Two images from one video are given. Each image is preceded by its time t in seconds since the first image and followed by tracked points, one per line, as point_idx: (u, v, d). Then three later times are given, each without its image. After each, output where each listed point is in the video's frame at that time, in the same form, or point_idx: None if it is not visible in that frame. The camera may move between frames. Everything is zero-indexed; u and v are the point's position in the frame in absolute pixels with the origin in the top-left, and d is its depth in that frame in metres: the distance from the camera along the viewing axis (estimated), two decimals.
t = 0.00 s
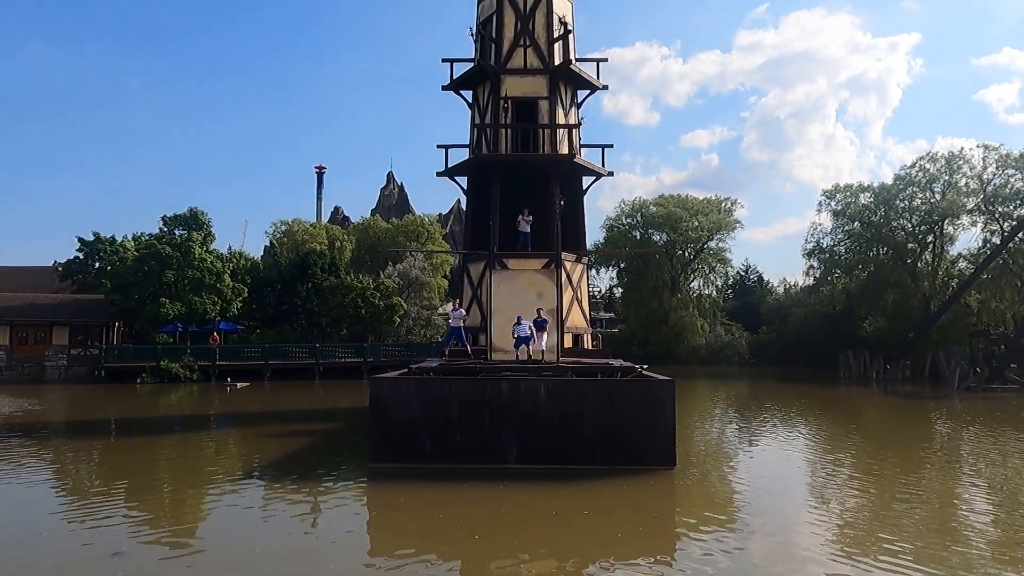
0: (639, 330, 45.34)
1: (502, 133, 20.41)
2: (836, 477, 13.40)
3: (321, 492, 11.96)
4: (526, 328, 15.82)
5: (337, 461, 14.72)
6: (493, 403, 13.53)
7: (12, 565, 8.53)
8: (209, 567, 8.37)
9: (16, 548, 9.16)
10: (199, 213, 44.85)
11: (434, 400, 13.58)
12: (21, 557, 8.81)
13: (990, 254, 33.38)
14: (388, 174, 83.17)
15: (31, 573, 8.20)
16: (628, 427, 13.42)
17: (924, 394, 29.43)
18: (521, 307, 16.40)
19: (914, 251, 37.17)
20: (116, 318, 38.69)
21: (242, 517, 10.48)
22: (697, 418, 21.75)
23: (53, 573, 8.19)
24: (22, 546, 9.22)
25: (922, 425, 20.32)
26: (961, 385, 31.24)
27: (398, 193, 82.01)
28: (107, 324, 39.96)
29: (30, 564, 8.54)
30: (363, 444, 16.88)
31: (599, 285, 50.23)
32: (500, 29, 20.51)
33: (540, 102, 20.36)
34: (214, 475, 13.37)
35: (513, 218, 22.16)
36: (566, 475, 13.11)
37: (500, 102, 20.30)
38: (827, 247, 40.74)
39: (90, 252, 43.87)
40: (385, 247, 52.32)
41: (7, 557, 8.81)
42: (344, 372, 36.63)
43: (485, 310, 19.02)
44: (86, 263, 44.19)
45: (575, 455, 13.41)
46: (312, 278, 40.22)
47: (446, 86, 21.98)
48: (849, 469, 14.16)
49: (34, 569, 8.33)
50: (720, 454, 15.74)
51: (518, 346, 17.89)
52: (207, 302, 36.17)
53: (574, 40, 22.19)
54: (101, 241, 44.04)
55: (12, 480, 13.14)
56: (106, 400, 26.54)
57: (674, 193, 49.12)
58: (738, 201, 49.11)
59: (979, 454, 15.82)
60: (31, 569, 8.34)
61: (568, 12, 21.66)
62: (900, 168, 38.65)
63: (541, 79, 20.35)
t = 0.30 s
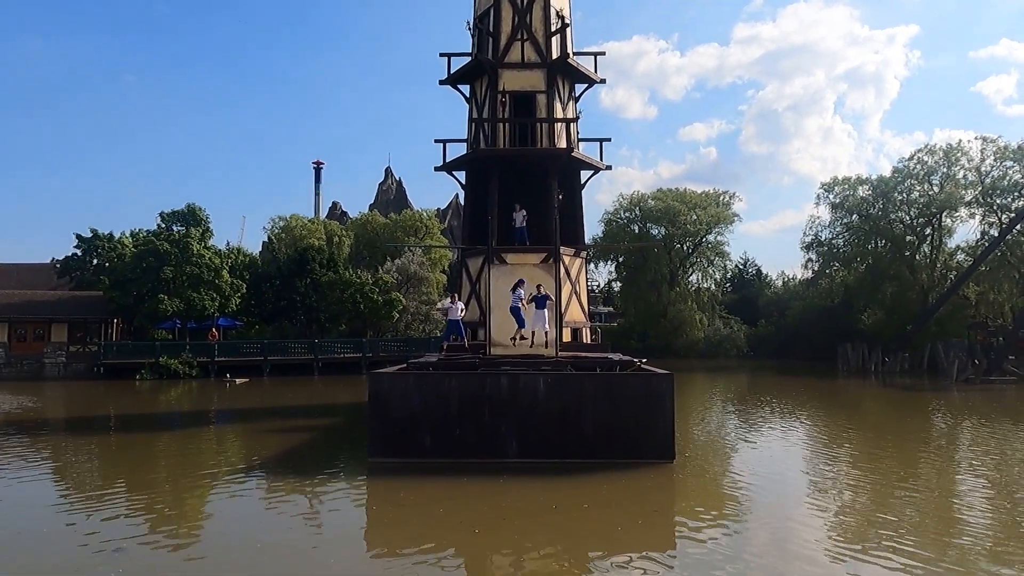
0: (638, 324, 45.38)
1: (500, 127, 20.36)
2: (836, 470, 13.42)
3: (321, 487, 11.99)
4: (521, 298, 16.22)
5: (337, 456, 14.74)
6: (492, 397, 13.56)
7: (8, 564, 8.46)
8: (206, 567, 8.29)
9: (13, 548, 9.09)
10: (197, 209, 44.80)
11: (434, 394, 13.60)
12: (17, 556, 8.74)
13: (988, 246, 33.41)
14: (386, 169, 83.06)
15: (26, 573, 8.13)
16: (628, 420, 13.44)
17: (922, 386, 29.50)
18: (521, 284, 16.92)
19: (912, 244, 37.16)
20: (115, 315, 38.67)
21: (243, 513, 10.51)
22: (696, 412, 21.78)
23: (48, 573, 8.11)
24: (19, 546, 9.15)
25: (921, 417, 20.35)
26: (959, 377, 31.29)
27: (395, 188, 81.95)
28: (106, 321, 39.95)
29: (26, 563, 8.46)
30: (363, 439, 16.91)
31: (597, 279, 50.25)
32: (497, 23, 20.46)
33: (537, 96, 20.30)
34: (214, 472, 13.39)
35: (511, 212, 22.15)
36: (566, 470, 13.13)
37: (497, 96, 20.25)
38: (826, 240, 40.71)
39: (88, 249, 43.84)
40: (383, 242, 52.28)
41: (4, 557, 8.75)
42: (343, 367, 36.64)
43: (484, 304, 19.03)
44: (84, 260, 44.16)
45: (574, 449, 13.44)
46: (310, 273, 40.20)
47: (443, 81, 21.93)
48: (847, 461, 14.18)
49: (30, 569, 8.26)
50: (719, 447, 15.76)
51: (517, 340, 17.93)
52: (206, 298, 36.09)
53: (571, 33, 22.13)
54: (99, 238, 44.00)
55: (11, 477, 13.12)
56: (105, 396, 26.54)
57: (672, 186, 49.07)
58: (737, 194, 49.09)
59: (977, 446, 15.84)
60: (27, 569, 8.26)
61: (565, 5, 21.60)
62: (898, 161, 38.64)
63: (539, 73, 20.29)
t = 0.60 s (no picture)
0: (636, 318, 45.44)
1: (498, 122, 20.32)
2: (834, 463, 13.46)
3: (320, 482, 12.00)
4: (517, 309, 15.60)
5: (337, 451, 14.76)
6: (492, 391, 13.57)
7: (5, 562, 8.42)
8: (200, 565, 8.21)
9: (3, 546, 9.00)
10: (195, 205, 44.78)
11: (433, 388, 13.60)
12: (7, 555, 8.66)
13: (987, 239, 33.45)
14: (384, 163, 82.97)
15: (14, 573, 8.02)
16: (628, 414, 13.46)
17: (920, 379, 29.56)
18: (514, 287, 16.09)
19: (911, 237, 37.19)
20: (113, 310, 38.67)
21: (241, 508, 10.52)
22: (695, 405, 21.81)
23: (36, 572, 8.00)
24: (9, 544, 9.06)
25: (920, 411, 20.41)
26: (957, 370, 31.33)
27: (394, 183, 81.87)
28: (105, 317, 39.93)
29: (15, 563, 8.37)
30: (362, 434, 16.93)
31: (596, 274, 50.23)
32: (495, 17, 20.41)
33: (536, 90, 20.26)
34: (214, 466, 13.41)
35: (509, 206, 22.12)
36: (565, 463, 13.17)
37: (496, 91, 20.21)
38: (824, 234, 40.66)
39: (86, 244, 43.82)
40: (382, 237, 52.26)
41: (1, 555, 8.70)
42: (342, 362, 36.65)
43: (483, 299, 19.01)
44: (82, 256, 44.15)
45: (573, 443, 13.46)
46: (309, 268, 40.18)
47: (442, 75, 21.88)
48: (846, 454, 14.22)
49: (18, 568, 8.16)
50: (718, 441, 15.81)
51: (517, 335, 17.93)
52: (204, 293, 35.95)
53: (570, 27, 22.08)
54: (97, 233, 43.98)
55: (9, 474, 13.09)
56: (104, 392, 26.54)
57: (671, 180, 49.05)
58: (735, 188, 49.08)
59: (975, 439, 15.87)
60: (16, 568, 8.16)
61: None
62: (897, 154, 38.64)
63: (537, 67, 20.24)
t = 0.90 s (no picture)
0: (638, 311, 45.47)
1: (499, 114, 20.26)
2: (836, 455, 13.47)
3: (323, 475, 12.03)
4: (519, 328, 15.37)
5: (339, 444, 14.79)
6: (493, 384, 13.58)
7: (13, 556, 8.43)
8: (207, 557, 8.25)
9: None
10: (196, 198, 44.74)
11: (435, 381, 13.62)
12: (15, 549, 8.68)
13: (989, 230, 33.38)
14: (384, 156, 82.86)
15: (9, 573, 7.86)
16: (629, 406, 13.48)
17: (922, 371, 29.58)
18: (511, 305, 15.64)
19: (913, 229, 37.12)
20: (115, 304, 38.72)
21: (244, 500, 10.56)
22: (697, 397, 21.84)
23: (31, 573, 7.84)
24: (6, 544, 8.89)
25: (922, 402, 20.45)
26: (959, 361, 31.33)
27: (395, 175, 81.79)
28: (106, 310, 39.97)
29: (9, 563, 8.18)
30: (364, 427, 16.97)
31: (597, 266, 50.21)
32: (496, 9, 20.33)
33: (537, 82, 20.21)
34: (216, 459, 13.45)
35: (511, 199, 22.10)
36: (567, 456, 13.19)
37: (497, 83, 20.15)
38: (826, 225, 40.52)
39: (87, 238, 43.84)
40: (383, 230, 52.23)
41: (8, 548, 8.72)
42: (344, 355, 36.72)
43: (484, 292, 19.02)
44: (84, 249, 44.17)
45: (575, 435, 13.48)
46: (310, 261, 40.19)
47: (442, 67, 21.82)
48: (848, 446, 14.23)
49: (12, 569, 7.98)
50: (720, 432, 15.82)
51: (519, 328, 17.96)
52: (206, 286, 35.97)
53: (570, 18, 21.98)
54: (98, 226, 43.99)
55: (12, 468, 13.08)
56: (106, 385, 26.59)
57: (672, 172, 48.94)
58: (737, 179, 48.97)
59: (975, 430, 15.89)
60: (11, 569, 7.99)
61: None
62: (899, 145, 38.51)
63: (538, 58, 20.18)
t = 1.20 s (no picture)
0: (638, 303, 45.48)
1: (499, 106, 20.21)
2: (836, 447, 13.47)
3: (324, 468, 12.05)
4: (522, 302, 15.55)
5: (340, 437, 14.83)
6: (494, 376, 13.61)
7: (18, 549, 8.46)
8: (211, 549, 8.28)
9: (5, 538, 8.88)
10: (196, 192, 44.72)
11: (435, 373, 13.65)
12: (21, 542, 8.72)
13: (990, 222, 33.33)
14: (385, 149, 82.77)
15: (3, 573, 7.72)
16: (630, 398, 13.50)
17: (923, 363, 29.58)
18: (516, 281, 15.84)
19: (914, 221, 37.06)
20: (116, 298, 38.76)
21: (246, 493, 10.59)
22: (698, 390, 21.86)
23: (26, 572, 7.70)
24: (11, 537, 8.93)
25: (922, 394, 20.47)
26: (960, 353, 31.33)
27: (395, 168, 81.73)
28: (108, 304, 40.00)
29: (15, 556, 8.21)
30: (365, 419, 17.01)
31: (598, 259, 50.19)
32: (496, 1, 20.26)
33: (537, 74, 20.17)
34: (218, 452, 13.47)
35: (511, 191, 22.09)
36: (567, 448, 13.22)
37: (497, 75, 20.10)
38: (827, 218, 40.46)
39: (88, 232, 43.84)
40: (383, 223, 52.21)
41: (13, 542, 8.75)
42: (345, 348, 36.75)
43: (485, 284, 19.04)
44: (85, 243, 44.19)
45: (576, 427, 13.50)
46: (311, 254, 40.18)
47: (442, 59, 21.75)
48: (848, 438, 14.24)
49: (18, 562, 8.02)
50: (720, 425, 15.84)
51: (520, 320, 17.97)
52: (207, 280, 35.97)
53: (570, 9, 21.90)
54: (99, 220, 44.01)
55: (15, 461, 13.11)
56: (108, 379, 26.63)
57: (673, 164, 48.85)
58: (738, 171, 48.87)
59: (976, 422, 15.88)
60: (11, 564, 7.95)
61: None
62: (900, 137, 38.43)
63: (539, 51, 20.13)
